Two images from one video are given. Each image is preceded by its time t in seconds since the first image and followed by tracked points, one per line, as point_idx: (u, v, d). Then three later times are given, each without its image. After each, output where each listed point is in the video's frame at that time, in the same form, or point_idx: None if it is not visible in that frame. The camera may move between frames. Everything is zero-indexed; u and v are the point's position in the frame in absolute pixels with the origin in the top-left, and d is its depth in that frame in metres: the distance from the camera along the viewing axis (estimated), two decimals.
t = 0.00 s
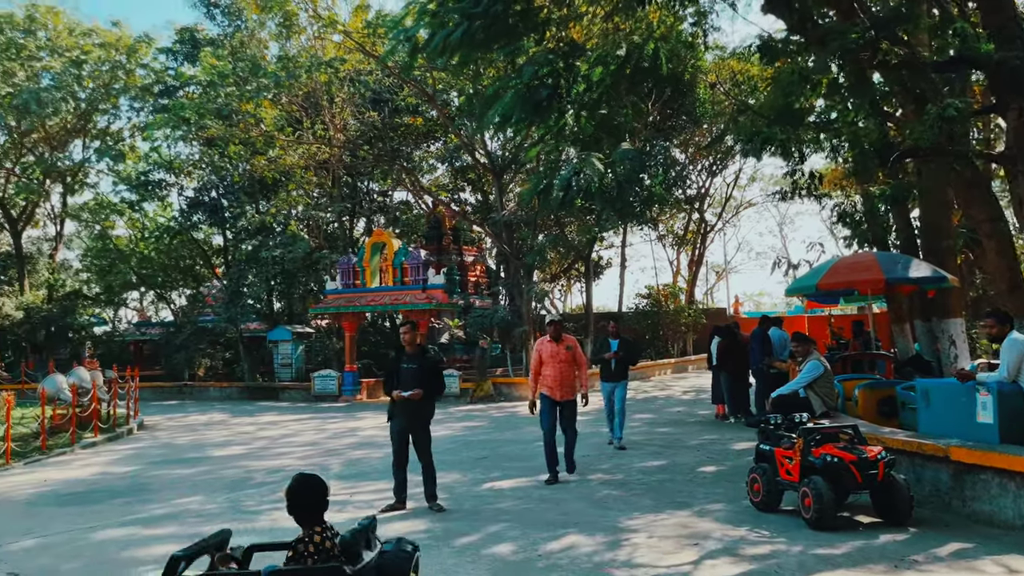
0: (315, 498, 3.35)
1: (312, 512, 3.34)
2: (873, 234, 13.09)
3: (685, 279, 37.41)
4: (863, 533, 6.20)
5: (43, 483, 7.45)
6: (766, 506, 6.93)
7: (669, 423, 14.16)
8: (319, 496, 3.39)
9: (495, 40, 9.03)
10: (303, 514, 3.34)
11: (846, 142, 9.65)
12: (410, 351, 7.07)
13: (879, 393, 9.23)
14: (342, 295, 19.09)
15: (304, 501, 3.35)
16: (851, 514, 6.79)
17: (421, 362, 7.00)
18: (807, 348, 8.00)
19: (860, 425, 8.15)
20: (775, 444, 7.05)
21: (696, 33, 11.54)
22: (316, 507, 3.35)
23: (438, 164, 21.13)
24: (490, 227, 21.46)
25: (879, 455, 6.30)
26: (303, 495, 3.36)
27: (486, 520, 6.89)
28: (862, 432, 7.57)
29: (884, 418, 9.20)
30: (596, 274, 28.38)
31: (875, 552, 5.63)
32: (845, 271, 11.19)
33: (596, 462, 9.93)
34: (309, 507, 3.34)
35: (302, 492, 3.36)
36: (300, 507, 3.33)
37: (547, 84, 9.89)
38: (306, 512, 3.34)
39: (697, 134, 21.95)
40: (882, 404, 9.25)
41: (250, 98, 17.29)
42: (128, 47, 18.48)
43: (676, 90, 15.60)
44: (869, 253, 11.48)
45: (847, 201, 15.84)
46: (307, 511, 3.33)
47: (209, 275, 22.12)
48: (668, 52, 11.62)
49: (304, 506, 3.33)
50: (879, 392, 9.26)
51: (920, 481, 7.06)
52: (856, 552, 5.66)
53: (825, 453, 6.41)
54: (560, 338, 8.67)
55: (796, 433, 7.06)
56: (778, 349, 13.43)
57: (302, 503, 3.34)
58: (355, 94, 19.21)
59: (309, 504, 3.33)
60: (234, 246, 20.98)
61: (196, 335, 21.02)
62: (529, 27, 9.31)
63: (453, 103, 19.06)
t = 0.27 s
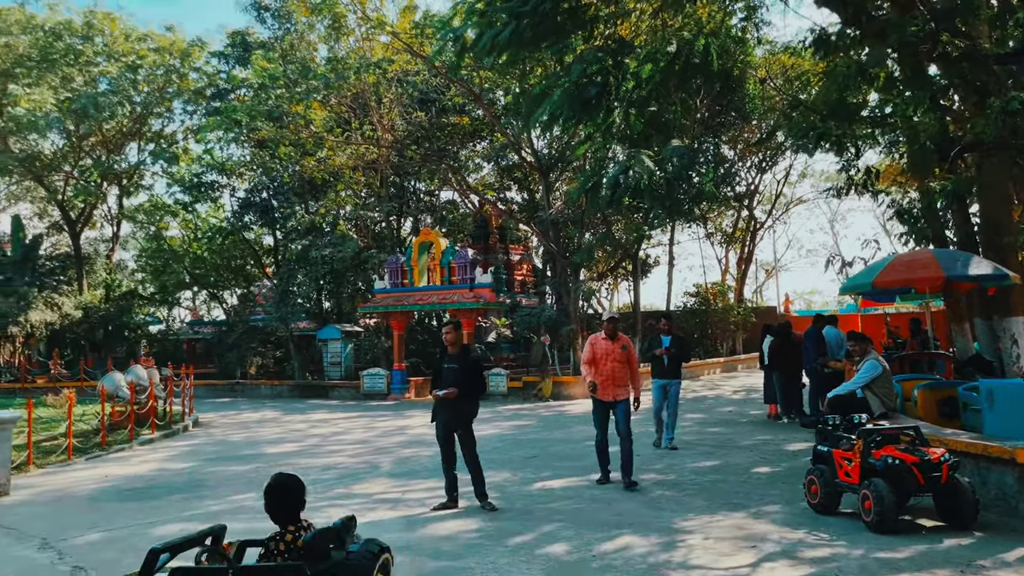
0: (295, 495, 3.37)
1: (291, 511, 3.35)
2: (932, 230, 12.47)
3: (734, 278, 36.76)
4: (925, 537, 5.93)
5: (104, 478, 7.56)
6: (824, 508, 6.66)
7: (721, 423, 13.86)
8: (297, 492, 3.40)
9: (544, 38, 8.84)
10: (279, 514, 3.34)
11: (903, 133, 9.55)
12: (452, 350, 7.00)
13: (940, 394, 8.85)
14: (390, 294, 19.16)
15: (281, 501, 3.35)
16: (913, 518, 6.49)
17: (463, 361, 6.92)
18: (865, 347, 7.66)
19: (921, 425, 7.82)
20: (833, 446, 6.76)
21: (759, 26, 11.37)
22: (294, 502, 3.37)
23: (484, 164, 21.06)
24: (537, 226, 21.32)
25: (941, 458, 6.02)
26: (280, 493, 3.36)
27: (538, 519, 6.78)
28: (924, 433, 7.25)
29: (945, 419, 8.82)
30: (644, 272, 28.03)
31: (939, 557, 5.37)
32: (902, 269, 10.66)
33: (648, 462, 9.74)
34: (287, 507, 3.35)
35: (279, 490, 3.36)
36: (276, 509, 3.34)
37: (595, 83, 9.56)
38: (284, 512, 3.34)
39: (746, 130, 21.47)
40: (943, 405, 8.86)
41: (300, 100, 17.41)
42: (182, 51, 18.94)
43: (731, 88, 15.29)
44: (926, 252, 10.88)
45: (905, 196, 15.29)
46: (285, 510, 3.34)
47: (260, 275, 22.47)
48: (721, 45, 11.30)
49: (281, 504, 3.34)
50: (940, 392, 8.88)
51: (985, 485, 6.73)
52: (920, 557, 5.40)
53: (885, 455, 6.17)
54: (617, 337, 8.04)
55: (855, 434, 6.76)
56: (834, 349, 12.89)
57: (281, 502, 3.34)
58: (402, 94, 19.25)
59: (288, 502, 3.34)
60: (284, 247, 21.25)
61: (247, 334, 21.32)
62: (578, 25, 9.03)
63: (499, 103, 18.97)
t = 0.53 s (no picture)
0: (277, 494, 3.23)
1: (271, 509, 3.21)
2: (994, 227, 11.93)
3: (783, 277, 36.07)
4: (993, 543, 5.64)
5: (159, 474, 7.67)
6: (882, 512, 6.37)
7: (771, 424, 13.54)
8: (280, 490, 3.27)
9: (592, 35, 8.55)
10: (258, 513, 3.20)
11: (961, 130, 9.20)
12: (495, 350, 6.92)
13: (1002, 395, 8.47)
14: (436, 294, 19.18)
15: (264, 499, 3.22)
16: (977, 523, 6.19)
17: (505, 362, 6.82)
18: (922, 348, 7.33)
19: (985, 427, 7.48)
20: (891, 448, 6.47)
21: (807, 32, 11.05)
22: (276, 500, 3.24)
23: (529, 163, 20.92)
24: (583, 224, 21.13)
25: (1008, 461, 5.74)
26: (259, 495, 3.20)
27: (589, 520, 6.66)
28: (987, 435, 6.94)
29: (1008, 421, 8.43)
30: (691, 270, 27.63)
31: (1008, 564, 5.10)
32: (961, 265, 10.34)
33: (699, 463, 9.52)
34: (266, 507, 3.20)
35: (259, 490, 3.21)
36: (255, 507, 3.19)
37: (643, 80, 9.38)
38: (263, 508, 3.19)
39: (797, 126, 20.97)
40: (1005, 406, 8.48)
41: (347, 102, 17.46)
42: (232, 55, 19.26)
43: (785, 86, 14.89)
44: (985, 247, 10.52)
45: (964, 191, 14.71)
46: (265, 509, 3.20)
47: (308, 275, 22.71)
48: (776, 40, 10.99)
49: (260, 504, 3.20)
50: (1003, 393, 8.49)
51: None
52: (987, 563, 5.15)
53: (948, 457, 5.88)
54: (678, 337, 7.48)
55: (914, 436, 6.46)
56: (888, 348, 12.40)
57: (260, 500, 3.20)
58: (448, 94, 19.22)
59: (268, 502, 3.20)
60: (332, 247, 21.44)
61: (296, 333, 21.57)
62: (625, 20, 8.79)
63: (545, 101, 18.81)
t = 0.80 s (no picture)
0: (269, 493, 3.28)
1: (264, 507, 3.29)
2: None
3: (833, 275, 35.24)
4: None
5: (211, 471, 7.74)
6: (944, 516, 6.10)
7: (824, 424, 13.17)
8: (272, 489, 3.32)
9: (640, 30, 8.21)
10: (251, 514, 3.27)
11: None
12: (540, 350, 6.75)
13: None
14: (481, 293, 19.10)
15: (258, 495, 3.28)
16: None
17: (551, 363, 6.66)
18: (983, 346, 7.00)
19: None
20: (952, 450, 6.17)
21: (855, 26, 10.61)
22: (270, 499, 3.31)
23: (573, 161, 20.76)
24: (629, 223, 20.87)
25: None
26: (253, 490, 3.26)
27: (639, 521, 6.50)
28: None
29: None
30: (738, 269, 27.13)
31: None
32: None
33: (751, 464, 9.27)
34: (260, 505, 3.27)
35: (253, 483, 3.28)
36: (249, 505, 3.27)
37: (692, 77, 8.98)
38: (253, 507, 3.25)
39: (848, 121, 20.41)
40: None
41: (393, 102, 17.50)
42: (280, 58, 19.47)
43: (838, 81, 14.51)
44: None
45: None
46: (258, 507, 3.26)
47: (354, 275, 22.85)
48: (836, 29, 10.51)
49: (253, 499, 3.26)
50: None
51: None
52: None
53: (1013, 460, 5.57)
54: (736, 334, 7.28)
55: (976, 438, 6.14)
56: (947, 347, 11.91)
57: (253, 496, 3.26)
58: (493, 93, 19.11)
59: (262, 500, 3.26)
60: (378, 247, 21.57)
61: (342, 332, 21.78)
62: (671, 17, 8.41)
63: (589, 99, 18.60)
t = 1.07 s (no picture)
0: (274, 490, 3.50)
1: (268, 504, 3.56)
2: None
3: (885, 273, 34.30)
4: None
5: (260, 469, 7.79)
6: (1007, 522, 5.83)
7: (879, 426, 12.77)
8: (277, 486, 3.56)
9: (690, 23, 8.04)
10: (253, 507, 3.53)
11: None
12: (586, 349, 6.63)
13: None
14: (526, 292, 19.00)
15: (261, 493, 3.52)
16: None
17: (597, 360, 6.52)
18: None
19: None
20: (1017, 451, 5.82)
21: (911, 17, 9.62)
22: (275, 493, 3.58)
23: (618, 159, 20.50)
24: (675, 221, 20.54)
25: None
26: (253, 486, 3.52)
27: (690, 523, 6.34)
28: None
29: None
30: (787, 267, 26.55)
31: None
32: None
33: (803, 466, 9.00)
34: (261, 500, 3.52)
35: (254, 479, 3.52)
36: (250, 499, 3.53)
37: (741, 71, 8.71)
38: (254, 504, 3.52)
39: (903, 114, 19.80)
40: None
41: (438, 101, 17.44)
42: (326, 59, 19.57)
43: (891, 74, 14.07)
44: None
45: None
46: (258, 502, 3.52)
47: (399, 274, 22.91)
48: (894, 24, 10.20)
49: (255, 494, 3.52)
50: None
51: None
52: None
53: None
54: (797, 337, 6.39)
55: None
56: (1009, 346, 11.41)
57: (254, 491, 3.52)
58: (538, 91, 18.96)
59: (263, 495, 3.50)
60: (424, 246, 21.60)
61: (388, 331, 21.63)
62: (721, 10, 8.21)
63: (635, 96, 18.35)
